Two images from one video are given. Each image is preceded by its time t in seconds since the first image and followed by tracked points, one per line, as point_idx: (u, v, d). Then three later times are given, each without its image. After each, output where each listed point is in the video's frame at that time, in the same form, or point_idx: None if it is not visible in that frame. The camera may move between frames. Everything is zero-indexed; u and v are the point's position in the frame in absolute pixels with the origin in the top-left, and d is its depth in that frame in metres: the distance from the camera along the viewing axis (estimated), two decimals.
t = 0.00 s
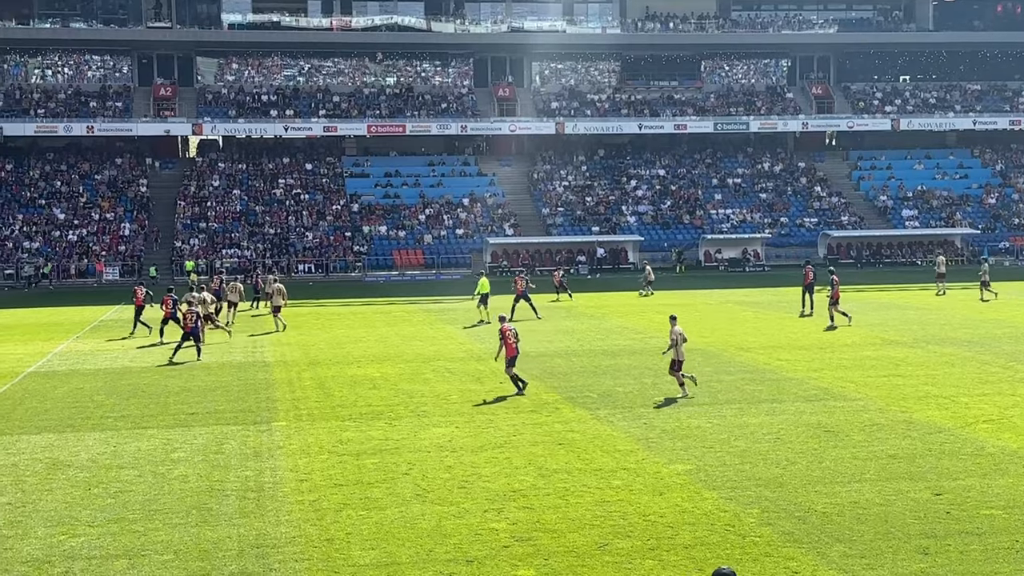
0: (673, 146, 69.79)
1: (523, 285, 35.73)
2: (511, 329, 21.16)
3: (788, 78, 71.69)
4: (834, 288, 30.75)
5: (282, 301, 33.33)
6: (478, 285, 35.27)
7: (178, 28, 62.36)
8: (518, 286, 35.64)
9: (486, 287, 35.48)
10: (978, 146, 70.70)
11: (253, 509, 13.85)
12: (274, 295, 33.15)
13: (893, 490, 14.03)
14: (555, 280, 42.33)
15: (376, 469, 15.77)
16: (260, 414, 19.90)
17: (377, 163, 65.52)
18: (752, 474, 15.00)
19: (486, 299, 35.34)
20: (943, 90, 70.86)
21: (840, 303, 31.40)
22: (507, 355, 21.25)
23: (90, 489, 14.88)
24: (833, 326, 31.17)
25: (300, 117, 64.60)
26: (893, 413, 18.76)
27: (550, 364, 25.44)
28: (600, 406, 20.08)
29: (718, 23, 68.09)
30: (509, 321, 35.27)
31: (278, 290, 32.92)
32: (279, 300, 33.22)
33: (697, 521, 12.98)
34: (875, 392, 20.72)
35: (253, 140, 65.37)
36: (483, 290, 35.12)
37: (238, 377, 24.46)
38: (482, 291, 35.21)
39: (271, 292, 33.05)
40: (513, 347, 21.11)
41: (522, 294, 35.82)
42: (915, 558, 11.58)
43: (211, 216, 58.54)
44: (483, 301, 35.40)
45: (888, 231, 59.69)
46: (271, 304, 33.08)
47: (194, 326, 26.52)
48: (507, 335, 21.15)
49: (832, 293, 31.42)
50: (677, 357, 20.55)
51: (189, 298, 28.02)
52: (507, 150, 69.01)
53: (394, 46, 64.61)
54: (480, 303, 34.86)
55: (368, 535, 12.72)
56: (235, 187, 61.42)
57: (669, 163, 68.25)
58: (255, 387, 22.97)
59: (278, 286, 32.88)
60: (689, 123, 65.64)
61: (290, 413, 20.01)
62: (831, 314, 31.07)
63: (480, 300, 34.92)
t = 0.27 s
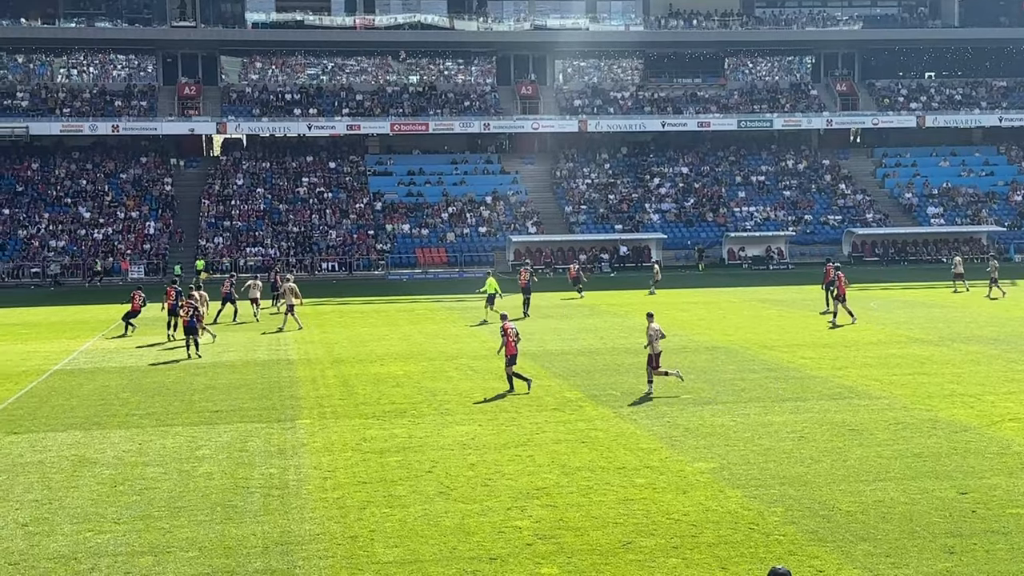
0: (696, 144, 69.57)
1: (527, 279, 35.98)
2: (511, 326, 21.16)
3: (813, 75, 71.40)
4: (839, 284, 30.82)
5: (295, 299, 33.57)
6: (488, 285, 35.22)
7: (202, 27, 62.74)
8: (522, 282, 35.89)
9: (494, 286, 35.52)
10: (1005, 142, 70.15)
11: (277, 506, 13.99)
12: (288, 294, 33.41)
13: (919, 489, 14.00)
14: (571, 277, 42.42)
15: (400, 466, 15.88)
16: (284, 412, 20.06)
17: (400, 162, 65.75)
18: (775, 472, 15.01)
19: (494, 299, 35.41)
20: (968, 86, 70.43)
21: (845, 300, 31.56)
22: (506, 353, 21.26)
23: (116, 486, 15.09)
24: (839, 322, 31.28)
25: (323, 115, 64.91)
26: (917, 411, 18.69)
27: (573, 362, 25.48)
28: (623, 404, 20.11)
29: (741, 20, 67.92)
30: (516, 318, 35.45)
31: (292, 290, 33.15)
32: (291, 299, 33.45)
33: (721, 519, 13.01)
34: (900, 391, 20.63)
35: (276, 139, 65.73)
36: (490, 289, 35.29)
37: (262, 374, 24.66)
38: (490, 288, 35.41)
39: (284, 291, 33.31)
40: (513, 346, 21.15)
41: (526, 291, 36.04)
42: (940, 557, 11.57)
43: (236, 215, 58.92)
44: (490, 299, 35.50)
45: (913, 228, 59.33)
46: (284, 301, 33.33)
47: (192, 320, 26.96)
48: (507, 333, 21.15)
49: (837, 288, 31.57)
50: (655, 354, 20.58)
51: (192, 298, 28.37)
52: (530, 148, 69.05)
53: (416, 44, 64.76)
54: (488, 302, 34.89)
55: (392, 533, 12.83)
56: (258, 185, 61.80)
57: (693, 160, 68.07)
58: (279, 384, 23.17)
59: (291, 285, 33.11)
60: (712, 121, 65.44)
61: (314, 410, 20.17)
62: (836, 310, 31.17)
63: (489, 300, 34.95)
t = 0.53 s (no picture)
0: (716, 142, 69.38)
1: (530, 281, 36.15)
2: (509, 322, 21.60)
3: (834, 73, 71.26)
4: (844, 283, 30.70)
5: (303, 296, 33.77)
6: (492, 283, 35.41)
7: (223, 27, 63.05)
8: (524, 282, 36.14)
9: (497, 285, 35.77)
10: None
11: (298, 504, 14.10)
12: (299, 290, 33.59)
13: (941, 488, 13.97)
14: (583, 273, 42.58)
15: (420, 464, 15.97)
16: (305, 410, 20.19)
17: (420, 161, 65.92)
18: (796, 471, 15.01)
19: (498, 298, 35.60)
20: (991, 83, 70.03)
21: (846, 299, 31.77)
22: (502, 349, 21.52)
23: (138, 484, 15.26)
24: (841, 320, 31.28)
25: (343, 114, 65.19)
26: (940, 410, 18.62)
27: (593, 361, 25.52)
28: (643, 402, 20.14)
29: (762, 18, 67.76)
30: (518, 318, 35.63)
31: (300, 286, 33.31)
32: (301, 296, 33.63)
33: (741, 518, 13.03)
34: (922, 389, 20.56)
35: (297, 138, 66.03)
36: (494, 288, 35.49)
37: (282, 373, 24.82)
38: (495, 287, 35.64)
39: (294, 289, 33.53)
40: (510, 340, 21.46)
41: (528, 291, 36.28)
42: (962, 555, 11.55)
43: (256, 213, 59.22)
44: (493, 297, 35.49)
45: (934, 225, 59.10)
46: (294, 300, 33.54)
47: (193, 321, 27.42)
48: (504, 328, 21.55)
49: (839, 288, 31.78)
50: (630, 348, 20.88)
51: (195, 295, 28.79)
52: (550, 146, 69.08)
53: (435, 43, 64.73)
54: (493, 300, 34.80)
55: (412, 530, 12.92)
56: (279, 184, 62.12)
57: (712, 158, 67.91)
58: (300, 383, 23.34)
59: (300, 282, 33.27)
60: (732, 119, 65.25)
61: (334, 409, 20.30)
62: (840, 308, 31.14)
63: (495, 298, 34.79)
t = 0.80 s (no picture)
0: (731, 140, 69.23)
1: (528, 280, 36.34)
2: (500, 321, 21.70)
3: (848, 70, 70.93)
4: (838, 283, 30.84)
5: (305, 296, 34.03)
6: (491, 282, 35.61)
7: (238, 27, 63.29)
8: (523, 281, 36.34)
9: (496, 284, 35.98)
10: None
11: (313, 503, 14.19)
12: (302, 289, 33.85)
13: (957, 486, 13.95)
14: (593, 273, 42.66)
15: (435, 463, 16.04)
16: (319, 409, 20.29)
17: (434, 160, 66.02)
18: (811, 470, 15.01)
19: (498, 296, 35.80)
20: (1007, 81, 69.71)
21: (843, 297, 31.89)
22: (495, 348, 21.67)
23: (154, 483, 15.37)
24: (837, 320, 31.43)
25: (357, 114, 65.36)
26: (956, 408, 18.58)
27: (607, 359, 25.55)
28: (658, 401, 20.17)
29: (776, 16, 67.63)
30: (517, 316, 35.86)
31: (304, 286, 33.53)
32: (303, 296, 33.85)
33: (756, 517, 13.05)
34: (937, 388, 20.52)
35: (311, 137, 66.28)
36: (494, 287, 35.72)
37: (297, 372, 24.94)
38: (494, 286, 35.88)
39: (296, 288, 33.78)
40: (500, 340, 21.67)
41: (527, 290, 36.50)
42: (977, 555, 11.55)
43: (270, 212, 59.41)
44: (493, 296, 35.68)
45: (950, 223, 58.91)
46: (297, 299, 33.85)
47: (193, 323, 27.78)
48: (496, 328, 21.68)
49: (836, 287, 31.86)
50: (602, 348, 21.39)
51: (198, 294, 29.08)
52: (564, 145, 69.13)
53: (450, 42, 64.92)
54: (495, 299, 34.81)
55: (426, 529, 12.99)
56: (293, 184, 62.32)
57: (727, 156, 67.79)
58: (314, 382, 23.44)
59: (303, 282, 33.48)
60: (747, 117, 65.11)
61: (348, 407, 20.39)
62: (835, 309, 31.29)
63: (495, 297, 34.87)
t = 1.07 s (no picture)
0: (739, 139, 69.16)
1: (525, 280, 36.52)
2: (489, 323, 21.82)
3: (857, 69, 70.66)
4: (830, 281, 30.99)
5: (302, 296, 34.22)
6: (486, 281, 35.79)
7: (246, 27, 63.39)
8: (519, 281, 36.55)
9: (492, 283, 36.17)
10: None
11: (322, 502, 14.26)
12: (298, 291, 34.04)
13: (966, 485, 13.96)
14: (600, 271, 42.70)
15: (443, 463, 16.10)
16: (328, 409, 20.37)
17: (442, 160, 66.09)
18: (820, 469, 15.03)
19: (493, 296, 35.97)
20: (1017, 79, 69.53)
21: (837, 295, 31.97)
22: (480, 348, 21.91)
23: (163, 482, 15.46)
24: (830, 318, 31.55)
25: (365, 113, 65.47)
26: (965, 407, 18.58)
27: (615, 358, 25.60)
28: (666, 400, 20.20)
29: (785, 15, 67.54)
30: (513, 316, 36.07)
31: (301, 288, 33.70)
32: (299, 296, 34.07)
33: (765, 516, 13.08)
34: (946, 386, 20.52)
35: (320, 137, 66.45)
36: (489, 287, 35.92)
37: (306, 371, 25.03)
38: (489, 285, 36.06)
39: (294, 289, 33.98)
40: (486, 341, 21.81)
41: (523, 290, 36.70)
42: (987, 554, 11.56)
43: (279, 212, 59.54)
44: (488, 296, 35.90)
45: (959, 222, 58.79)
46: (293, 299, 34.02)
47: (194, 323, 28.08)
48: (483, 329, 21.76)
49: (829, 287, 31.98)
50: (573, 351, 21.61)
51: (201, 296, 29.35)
52: (571, 144, 69.14)
53: (458, 41, 64.98)
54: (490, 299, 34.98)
55: (435, 528, 13.06)
56: (302, 183, 62.46)
57: (735, 155, 67.73)
58: (323, 381, 23.53)
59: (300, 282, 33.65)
60: (755, 116, 65.03)
61: (357, 407, 20.46)
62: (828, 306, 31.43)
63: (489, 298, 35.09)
